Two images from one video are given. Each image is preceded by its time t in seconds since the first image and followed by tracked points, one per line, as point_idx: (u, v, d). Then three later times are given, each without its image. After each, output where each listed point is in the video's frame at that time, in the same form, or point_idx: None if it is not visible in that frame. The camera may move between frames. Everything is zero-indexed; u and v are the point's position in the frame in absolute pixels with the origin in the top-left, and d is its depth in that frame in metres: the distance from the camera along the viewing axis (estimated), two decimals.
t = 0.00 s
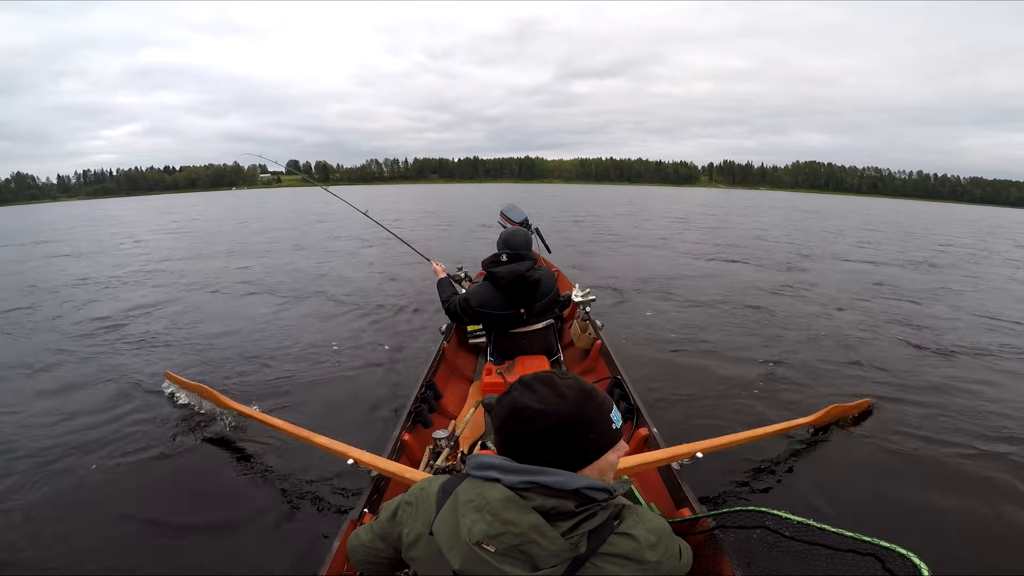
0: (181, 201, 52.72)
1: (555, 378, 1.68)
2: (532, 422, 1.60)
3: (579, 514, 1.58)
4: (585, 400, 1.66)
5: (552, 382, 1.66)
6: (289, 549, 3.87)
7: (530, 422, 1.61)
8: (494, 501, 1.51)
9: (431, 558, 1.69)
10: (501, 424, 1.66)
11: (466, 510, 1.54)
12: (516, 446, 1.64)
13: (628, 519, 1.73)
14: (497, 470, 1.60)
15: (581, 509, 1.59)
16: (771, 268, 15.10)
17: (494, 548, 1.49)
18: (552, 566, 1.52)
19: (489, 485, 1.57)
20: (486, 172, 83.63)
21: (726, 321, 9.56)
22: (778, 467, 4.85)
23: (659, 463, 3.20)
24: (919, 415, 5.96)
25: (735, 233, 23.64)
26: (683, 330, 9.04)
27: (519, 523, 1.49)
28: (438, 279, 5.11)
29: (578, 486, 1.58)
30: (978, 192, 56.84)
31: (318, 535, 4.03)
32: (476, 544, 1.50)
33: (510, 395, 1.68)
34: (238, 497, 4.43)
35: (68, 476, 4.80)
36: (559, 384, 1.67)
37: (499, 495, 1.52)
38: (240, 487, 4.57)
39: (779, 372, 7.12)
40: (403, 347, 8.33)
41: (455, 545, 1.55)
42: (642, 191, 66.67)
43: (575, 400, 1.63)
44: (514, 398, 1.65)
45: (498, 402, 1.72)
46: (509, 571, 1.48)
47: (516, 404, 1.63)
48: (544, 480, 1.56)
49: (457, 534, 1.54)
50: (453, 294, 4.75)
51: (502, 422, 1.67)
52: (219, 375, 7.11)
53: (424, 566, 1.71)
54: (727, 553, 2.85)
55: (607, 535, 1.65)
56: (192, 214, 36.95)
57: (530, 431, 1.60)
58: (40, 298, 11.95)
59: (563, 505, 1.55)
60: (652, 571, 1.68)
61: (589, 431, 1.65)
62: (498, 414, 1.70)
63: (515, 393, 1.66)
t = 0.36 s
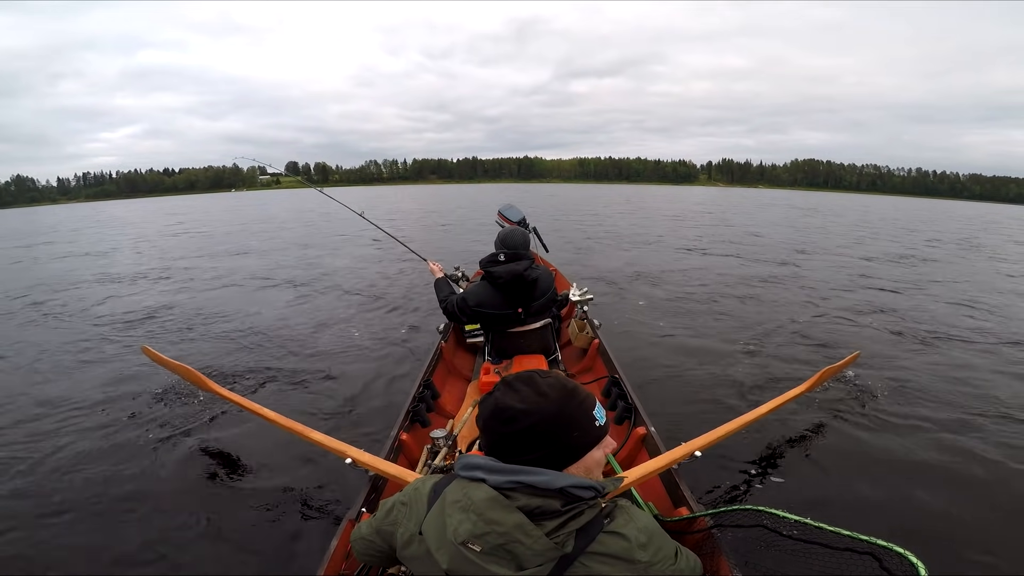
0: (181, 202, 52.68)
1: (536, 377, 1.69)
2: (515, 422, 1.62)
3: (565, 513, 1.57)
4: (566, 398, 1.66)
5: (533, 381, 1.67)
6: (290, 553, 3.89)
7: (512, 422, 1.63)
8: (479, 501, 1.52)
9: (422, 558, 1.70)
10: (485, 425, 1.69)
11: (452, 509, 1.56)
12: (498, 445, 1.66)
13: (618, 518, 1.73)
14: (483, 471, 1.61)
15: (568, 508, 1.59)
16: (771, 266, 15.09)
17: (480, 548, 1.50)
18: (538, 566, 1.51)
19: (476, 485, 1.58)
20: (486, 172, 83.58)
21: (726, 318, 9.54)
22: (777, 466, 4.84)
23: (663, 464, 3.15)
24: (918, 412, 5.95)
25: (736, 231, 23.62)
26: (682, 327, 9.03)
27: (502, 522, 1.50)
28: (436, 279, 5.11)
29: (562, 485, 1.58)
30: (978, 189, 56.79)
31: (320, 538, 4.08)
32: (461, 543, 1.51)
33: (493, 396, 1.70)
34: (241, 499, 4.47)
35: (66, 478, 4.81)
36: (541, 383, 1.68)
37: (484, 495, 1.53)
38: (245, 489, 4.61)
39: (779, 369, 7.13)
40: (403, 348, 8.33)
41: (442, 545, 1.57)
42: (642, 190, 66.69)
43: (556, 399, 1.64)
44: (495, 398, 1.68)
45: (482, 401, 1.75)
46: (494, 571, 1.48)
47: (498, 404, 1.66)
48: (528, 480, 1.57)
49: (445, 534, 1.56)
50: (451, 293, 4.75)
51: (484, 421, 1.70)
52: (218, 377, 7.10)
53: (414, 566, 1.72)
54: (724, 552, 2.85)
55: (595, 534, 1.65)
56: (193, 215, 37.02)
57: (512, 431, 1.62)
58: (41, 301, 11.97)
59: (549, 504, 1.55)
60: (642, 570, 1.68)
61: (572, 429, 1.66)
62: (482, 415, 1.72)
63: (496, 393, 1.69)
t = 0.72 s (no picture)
0: (182, 201, 52.66)
1: (529, 378, 1.69)
2: (509, 424, 1.62)
3: (562, 513, 1.57)
4: (560, 398, 1.66)
5: (526, 381, 1.68)
6: (285, 554, 3.84)
7: (507, 423, 1.62)
8: (476, 503, 1.52)
9: (420, 558, 1.70)
10: (480, 427, 1.68)
11: (450, 511, 1.56)
12: (494, 447, 1.66)
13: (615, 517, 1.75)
14: (480, 472, 1.61)
15: (565, 508, 1.59)
16: (771, 268, 15.08)
17: (477, 549, 1.50)
18: (536, 566, 1.51)
19: (472, 487, 1.58)
20: (487, 172, 83.55)
21: (727, 319, 9.53)
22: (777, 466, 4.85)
23: (662, 463, 3.16)
24: (917, 413, 5.95)
25: (737, 232, 23.61)
26: (682, 327, 9.03)
27: (500, 523, 1.49)
28: (436, 279, 5.11)
29: (559, 486, 1.57)
30: (979, 190, 56.73)
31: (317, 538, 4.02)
32: (459, 545, 1.51)
33: (487, 398, 1.70)
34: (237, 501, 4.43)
35: (65, 477, 4.80)
36: (534, 383, 1.67)
37: (480, 497, 1.52)
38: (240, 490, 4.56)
39: (780, 370, 7.12)
40: (403, 348, 8.33)
41: (440, 546, 1.57)
42: (642, 191, 66.72)
43: (550, 399, 1.64)
44: (488, 401, 1.68)
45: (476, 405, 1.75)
46: (492, 572, 1.49)
47: (492, 406, 1.65)
48: (524, 481, 1.56)
49: (442, 535, 1.56)
50: (451, 293, 4.75)
51: (479, 425, 1.70)
52: (218, 376, 7.10)
53: (412, 566, 1.73)
54: (725, 551, 2.84)
55: (592, 534, 1.66)
56: (194, 215, 37.05)
57: (507, 432, 1.61)
58: (41, 301, 11.96)
59: (545, 505, 1.55)
60: (640, 568, 1.69)
61: (568, 429, 1.66)
62: (476, 418, 1.72)
63: (490, 396, 1.68)
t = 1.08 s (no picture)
0: (183, 200, 52.65)
1: (529, 378, 1.69)
2: (510, 424, 1.62)
3: (565, 511, 1.58)
4: (560, 398, 1.65)
5: (526, 381, 1.67)
6: (282, 561, 3.79)
7: (507, 423, 1.63)
8: (480, 502, 1.52)
9: (424, 561, 1.70)
10: (481, 428, 1.68)
11: (453, 512, 1.55)
12: (496, 447, 1.66)
13: (616, 512, 1.76)
14: (482, 472, 1.61)
15: (568, 506, 1.59)
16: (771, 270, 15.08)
17: (483, 549, 1.50)
18: (541, 564, 1.52)
19: (475, 487, 1.58)
20: (487, 172, 83.57)
21: (726, 321, 9.53)
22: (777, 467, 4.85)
23: (662, 463, 3.16)
24: (917, 414, 5.95)
25: (737, 234, 23.59)
26: (682, 330, 9.02)
27: (504, 522, 1.50)
28: (436, 279, 5.11)
29: (562, 483, 1.58)
30: (980, 192, 56.61)
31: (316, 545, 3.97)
32: (464, 545, 1.51)
33: (486, 399, 1.70)
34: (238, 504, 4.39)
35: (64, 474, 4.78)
36: (533, 383, 1.67)
37: (484, 496, 1.53)
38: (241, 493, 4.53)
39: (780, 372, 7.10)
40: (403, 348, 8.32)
41: (445, 547, 1.57)
42: (643, 192, 66.72)
43: (550, 399, 1.64)
44: (489, 401, 1.68)
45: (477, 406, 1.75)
46: (498, 571, 1.49)
47: (492, 407, 1.65)
48: (527, 479, 1.56)
49: (447, 535, 1.56)
50: (451, 294, 4.75)
51: (480, 425, 1.69)
52: (217, 376, 7.09)
53: (415, 567, 1.73)
54: (725, 552, 2.84)
55: (595, 530, 1.67)
56: (193, 214, 37.03)
57: (508, 433, 1.61)
58: (40, 300, 11.93)
59: (548, 502, 1.55)
60: (642, 563, 1.70)
61: (568, 428, 1.65)
62: (477, 418, 1.72)
63: (491, 396, 1.68)
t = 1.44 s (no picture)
0: (184, 200, 52.65)
1: (525, 376, 1.69)
2: (507, 421, 1.62)
3: (562, 507, 1.58)
4: (555, 396, 1.66)
5: (522, 379, 1.67)
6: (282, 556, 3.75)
7: (504, 420, 1.63)
8: (477, 499, 1.52)
9: (421, 558, 1.69)
10: (477, 425, 1.69)
11: (451, 508, 1.55)
12: (490, 443, 1.67)
13: (611, 509, 1.77)
14: (479, 470, 1.61)
15: (565, 502, 1.59)
16: (772, 268, 15.05)
17: (481, 545, 1.49)
18: (538, 559, 1.53)
19: (472, 483, 1.58)
20: (488, 172, 83.54)
21: (726, 320, 9.53)
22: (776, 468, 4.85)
23: (661, 463, 3.16)
24: (915, 413, 5.95)
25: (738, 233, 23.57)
26: (682, 328, 9.00)
27: (501, 518, 1.50)
28: (435, 279, 5.11)
29: (558, 479, 1.58)
30: (981, 191, 56.50)
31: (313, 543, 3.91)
32: (461, 541, 1.50)
33: (484, 396, 1.70)
34: (235, 500, 4.33)
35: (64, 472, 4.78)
36: (530, 380, 1.68)
37: (482, 492, 1.53)
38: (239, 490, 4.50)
39: (780, 372, 7.10)
40: (403, 347, 8.32)
41: (442, 544, 1.56)
42: (643, 191, 66.77)
43: (546, 396, 1.64)
44: (483, 400, 1.70)
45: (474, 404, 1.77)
46: (495, 567, 1.49)
47: (489, 404, 1.66)
48: (524, 476, 1.56)
49: (444, 532, 1.56)
50: (450, 294, 4.75)
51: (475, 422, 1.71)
52: (217, 376, 7.09)
53: (414, 566, 1.73)
54: (723, 552, 2.84)
55: (591, 525, 1.68)
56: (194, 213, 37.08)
57: (505, 430, 1.62)
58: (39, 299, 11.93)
59: (544, 498, 1.56)
60: (639, 558, 1.71)
61: (563, 425, 1.66)
62: (474, 415, 1.72)
63: (484, 394, 1.70)
